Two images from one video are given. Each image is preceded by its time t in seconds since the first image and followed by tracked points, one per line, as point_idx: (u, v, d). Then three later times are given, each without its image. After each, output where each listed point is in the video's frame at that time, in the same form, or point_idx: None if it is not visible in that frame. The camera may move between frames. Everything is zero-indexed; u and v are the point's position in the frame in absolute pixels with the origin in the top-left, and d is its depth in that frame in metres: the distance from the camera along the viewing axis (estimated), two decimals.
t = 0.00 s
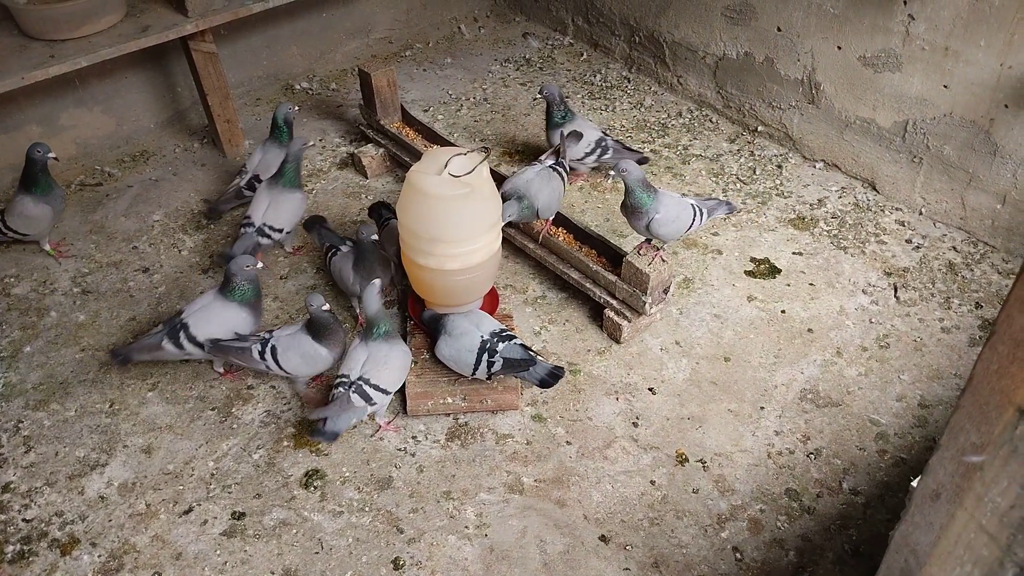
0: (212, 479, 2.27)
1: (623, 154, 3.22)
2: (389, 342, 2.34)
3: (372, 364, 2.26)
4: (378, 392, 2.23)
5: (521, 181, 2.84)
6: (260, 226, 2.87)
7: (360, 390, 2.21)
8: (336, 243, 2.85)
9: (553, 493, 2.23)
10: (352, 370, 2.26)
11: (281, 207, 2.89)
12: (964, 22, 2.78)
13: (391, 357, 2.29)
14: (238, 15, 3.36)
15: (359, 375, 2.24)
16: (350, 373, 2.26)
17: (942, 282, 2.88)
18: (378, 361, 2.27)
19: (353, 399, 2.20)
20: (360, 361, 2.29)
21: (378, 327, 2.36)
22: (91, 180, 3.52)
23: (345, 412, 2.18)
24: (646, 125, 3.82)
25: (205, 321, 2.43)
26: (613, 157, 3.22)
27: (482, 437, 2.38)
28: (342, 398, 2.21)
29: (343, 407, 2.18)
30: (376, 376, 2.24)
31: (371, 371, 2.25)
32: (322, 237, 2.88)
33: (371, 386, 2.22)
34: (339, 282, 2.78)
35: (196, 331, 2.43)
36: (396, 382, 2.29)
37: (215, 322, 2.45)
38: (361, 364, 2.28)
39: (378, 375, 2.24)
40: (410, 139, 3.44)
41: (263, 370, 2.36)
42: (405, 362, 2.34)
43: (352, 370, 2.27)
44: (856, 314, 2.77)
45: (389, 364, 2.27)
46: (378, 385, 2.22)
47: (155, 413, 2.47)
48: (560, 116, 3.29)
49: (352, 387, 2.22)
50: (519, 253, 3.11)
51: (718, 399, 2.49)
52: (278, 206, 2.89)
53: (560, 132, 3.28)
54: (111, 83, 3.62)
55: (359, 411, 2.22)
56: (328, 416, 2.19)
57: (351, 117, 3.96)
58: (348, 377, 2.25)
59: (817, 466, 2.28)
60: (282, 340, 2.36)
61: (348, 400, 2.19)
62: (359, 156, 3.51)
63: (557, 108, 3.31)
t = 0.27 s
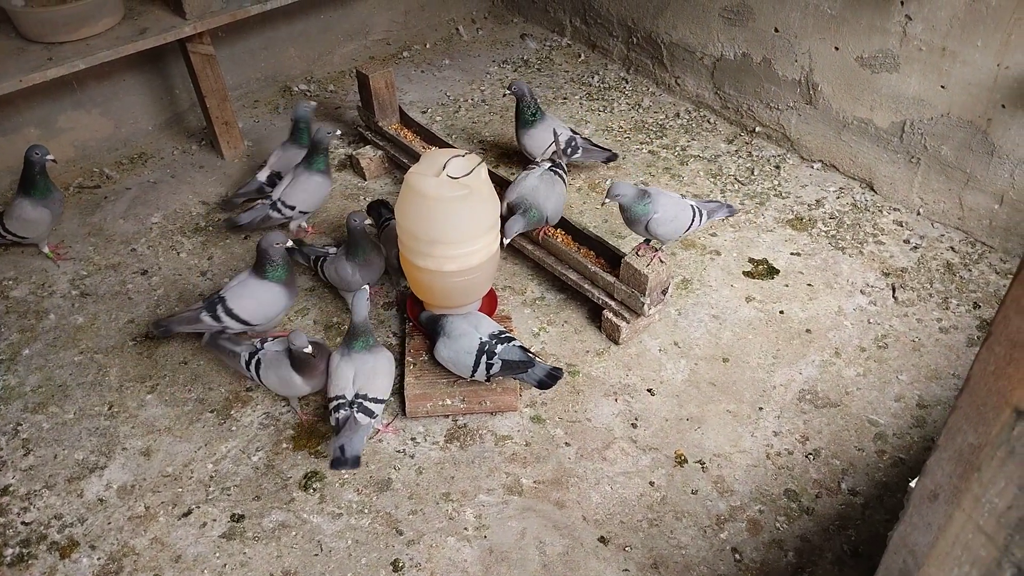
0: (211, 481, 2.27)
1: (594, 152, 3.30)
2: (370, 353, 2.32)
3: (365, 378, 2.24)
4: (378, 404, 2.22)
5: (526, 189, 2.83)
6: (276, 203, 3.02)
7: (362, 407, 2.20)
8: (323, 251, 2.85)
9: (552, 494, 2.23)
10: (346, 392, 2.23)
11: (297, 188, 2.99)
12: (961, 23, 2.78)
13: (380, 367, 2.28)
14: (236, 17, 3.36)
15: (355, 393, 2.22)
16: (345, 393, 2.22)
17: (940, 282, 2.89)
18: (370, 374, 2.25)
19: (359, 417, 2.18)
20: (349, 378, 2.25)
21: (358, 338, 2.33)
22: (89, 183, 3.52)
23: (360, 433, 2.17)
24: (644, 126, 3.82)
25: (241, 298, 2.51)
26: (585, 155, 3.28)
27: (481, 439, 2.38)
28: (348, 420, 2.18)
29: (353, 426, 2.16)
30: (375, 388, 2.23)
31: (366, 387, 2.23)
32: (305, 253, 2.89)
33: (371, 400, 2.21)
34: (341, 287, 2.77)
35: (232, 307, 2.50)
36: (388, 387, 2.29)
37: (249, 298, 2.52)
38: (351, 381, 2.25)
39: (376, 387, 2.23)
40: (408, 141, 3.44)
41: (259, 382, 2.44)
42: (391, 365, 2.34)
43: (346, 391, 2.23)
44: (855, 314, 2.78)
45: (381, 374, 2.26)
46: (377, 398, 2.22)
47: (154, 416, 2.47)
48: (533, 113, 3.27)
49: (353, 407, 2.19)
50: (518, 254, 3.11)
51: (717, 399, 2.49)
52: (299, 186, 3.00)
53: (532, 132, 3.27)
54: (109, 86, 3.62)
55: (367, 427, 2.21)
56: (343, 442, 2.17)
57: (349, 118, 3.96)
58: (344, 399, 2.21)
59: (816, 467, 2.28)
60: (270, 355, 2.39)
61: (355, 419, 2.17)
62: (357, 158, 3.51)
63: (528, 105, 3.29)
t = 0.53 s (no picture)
0: (215, 473, 2.27)
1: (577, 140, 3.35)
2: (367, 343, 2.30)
3: (371, 368, 2.24)
4: (390, 391, 2.25)
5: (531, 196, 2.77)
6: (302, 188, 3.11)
7: (378, 397, 2.21)
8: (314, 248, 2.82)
9: (555, 487, 2.23)
10: (355, 385, 2.22)
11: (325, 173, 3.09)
12: (969, 17, 2.77)
13: (382, 355, 2.29)
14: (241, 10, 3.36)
15: (366, 385, 2.22)
16: (356, 387, 2.21)
17: (945, 277, 2.88)
18: (375, 364, 2.25)
19: (379, 407, 2.21)
20: (353, 371, 2.23)
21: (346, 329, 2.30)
22: (93, 175, 3.53)
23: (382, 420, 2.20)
24: (649, 120, 3.81)
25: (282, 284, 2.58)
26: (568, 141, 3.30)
27: (484, 432, 2.38)
28: (368, 412, 2.20)
29: (376, 417, 2.19)
30: (384, 376, 2.25)
31: (376, 377, 2.24)
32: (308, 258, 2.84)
33: (384, 388, 2.23)
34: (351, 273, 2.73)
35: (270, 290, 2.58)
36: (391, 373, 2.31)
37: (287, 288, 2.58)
38: (357, 374, 2.23)
39: (384, 376, 2.25)
40: (413, 134, 3.46)
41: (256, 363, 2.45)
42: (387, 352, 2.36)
43: (356, 385, 2.22)
44: (859, 309, 2.77)
45: (385, 361, 2.27)
46: (388, 385, 2.24)
47: (158, 407, 2.47)
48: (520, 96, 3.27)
49: (368, 399, 2.20)
50: (522, 248, 3.11)
51: (721, 394, 2.49)
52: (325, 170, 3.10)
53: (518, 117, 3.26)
54: (114, 78, 3.62)
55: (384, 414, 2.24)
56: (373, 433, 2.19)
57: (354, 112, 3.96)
58: (357, 392, 2.21)
59: (819, 462, 2.28)
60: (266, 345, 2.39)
61: (376, 410, 2.20)
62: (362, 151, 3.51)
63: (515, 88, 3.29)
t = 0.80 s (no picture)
0: (220, 470, 2.28)
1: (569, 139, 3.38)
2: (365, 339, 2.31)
3: (374, 363, 2.25)
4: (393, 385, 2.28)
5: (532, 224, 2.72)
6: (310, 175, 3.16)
7: (384, 390, 2.23)
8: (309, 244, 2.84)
9: (560, 486, 2.23)
10: (360, 382, 2.22)
11: (339, 163, 3.12)
12: (975, 16, 2.76)
13: (381, 350, 2.30)
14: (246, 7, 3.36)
15: (370, 380, 2.23)
16: (361, 384, 2.21)
17: (950, 277, 2.87)
18: (377, 359, 2.27)
19: (386, 401, 2.23)
20: (356, 367, 2.23)
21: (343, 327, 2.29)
22: (98, 173, 3.54)
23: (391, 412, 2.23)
24: (654, 119, 3.80)
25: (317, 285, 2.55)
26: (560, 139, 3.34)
27: (488, 430, 2.38)
28: (377, 407, 2.21)
29: (385, 411, 2.21)
30: (386, 369, 2.28)
31: (379, 371, 2.25)
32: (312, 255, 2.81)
33: (388, 381, 2.26)
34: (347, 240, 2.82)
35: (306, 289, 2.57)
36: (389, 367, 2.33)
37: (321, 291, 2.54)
38: (360, 370, 2.24)
39: (387, 369, 2.28)
40: (417, 132, 3.45)
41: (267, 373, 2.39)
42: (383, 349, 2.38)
43: (360, 382, 2.21)
44: (864, 309, 2.76)
45: (385, 356, 2.29)
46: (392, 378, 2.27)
47: (163, 405, 2.48)
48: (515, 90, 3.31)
49: (374, 394, 2.21)
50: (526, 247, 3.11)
51: (726, 393, 2.49)
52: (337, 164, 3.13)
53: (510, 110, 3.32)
54: (118, 76, 3.62)
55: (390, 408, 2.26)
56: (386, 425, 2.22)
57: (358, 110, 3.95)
58: (362, 389, 2.21)
59: (824, 461, 2.28)
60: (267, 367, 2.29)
61: (385, 404, 2.21)
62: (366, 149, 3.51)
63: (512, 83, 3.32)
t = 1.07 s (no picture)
0: (219, 471, 2.28)
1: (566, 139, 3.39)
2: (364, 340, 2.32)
3: (371, 363, 2.25)
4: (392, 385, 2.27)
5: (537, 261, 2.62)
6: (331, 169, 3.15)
7: (382, 390, 2.23)
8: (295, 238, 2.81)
9: (560, 486, 2.23)
10: (358, 382, 2.22)
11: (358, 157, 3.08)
12: (976, 17, 2.76)
13: (379, 350, 2.30)
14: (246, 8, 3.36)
15: (368, 380, 2.23)
16: (359, 384, 2.21)
17: (951, 278, 2.87)
18: (375, 359, 2.27)
19: (384, 401, 2.22)
20: (354, 368, 2.24)
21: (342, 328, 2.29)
22: (99, 173, 3.54)
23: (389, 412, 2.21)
24: (654, 119, 3.80)
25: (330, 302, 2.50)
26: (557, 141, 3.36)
27: (488, 431, 2.38)
28: (374, 408, 2.20)
29: (383, 411, 2.20)
30: (385, 370, 2.27)
31: (376, 371, 2.25)
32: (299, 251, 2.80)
33: (386, 381, 2.25)
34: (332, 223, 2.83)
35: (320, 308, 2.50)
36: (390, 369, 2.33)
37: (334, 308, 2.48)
38: (358, 370, 2.24)
39: (385, 370, 2.27)
40: (418, 132, 3.46)
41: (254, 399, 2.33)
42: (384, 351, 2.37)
43: (358, 382, 2.22)
44: (865, 309, 2.76)
45: (383, 357, 2.29)
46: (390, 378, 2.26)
47: (163, 405, 2.48)
48: (515, 92, 3.28)
49: (372, 394, 2.21)
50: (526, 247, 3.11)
51: (726, 394, 2.48)
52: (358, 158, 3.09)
53: (508, 114, 3.30)
54: (119, 76, 3.62)
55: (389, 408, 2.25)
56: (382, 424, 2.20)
57: (359, 110, 3.96)
58: (360, 389, 2.21)
59: (824, 462, 2.28)
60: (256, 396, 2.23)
61: (382, 404, 2.20)
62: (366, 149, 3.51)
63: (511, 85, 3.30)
